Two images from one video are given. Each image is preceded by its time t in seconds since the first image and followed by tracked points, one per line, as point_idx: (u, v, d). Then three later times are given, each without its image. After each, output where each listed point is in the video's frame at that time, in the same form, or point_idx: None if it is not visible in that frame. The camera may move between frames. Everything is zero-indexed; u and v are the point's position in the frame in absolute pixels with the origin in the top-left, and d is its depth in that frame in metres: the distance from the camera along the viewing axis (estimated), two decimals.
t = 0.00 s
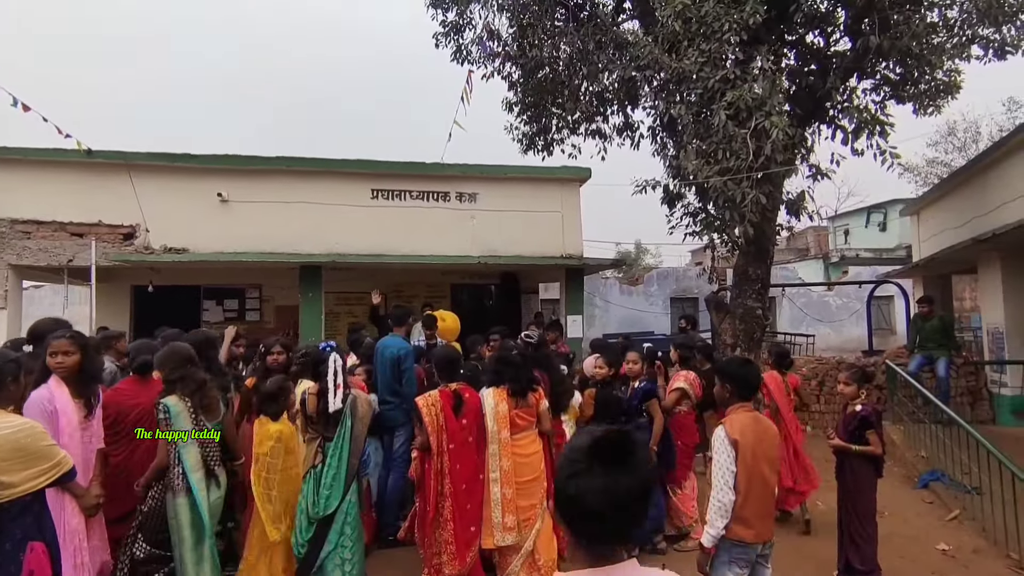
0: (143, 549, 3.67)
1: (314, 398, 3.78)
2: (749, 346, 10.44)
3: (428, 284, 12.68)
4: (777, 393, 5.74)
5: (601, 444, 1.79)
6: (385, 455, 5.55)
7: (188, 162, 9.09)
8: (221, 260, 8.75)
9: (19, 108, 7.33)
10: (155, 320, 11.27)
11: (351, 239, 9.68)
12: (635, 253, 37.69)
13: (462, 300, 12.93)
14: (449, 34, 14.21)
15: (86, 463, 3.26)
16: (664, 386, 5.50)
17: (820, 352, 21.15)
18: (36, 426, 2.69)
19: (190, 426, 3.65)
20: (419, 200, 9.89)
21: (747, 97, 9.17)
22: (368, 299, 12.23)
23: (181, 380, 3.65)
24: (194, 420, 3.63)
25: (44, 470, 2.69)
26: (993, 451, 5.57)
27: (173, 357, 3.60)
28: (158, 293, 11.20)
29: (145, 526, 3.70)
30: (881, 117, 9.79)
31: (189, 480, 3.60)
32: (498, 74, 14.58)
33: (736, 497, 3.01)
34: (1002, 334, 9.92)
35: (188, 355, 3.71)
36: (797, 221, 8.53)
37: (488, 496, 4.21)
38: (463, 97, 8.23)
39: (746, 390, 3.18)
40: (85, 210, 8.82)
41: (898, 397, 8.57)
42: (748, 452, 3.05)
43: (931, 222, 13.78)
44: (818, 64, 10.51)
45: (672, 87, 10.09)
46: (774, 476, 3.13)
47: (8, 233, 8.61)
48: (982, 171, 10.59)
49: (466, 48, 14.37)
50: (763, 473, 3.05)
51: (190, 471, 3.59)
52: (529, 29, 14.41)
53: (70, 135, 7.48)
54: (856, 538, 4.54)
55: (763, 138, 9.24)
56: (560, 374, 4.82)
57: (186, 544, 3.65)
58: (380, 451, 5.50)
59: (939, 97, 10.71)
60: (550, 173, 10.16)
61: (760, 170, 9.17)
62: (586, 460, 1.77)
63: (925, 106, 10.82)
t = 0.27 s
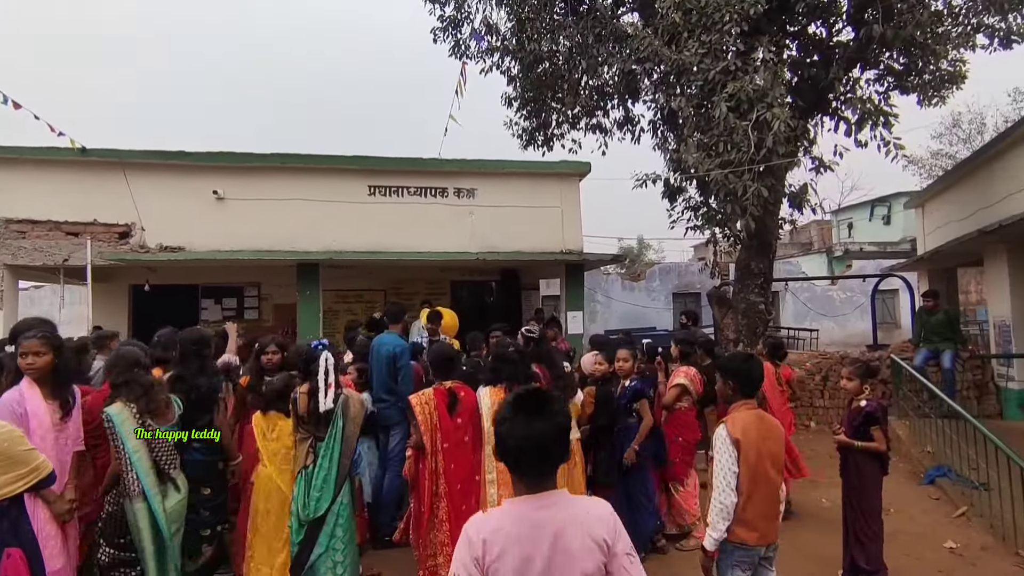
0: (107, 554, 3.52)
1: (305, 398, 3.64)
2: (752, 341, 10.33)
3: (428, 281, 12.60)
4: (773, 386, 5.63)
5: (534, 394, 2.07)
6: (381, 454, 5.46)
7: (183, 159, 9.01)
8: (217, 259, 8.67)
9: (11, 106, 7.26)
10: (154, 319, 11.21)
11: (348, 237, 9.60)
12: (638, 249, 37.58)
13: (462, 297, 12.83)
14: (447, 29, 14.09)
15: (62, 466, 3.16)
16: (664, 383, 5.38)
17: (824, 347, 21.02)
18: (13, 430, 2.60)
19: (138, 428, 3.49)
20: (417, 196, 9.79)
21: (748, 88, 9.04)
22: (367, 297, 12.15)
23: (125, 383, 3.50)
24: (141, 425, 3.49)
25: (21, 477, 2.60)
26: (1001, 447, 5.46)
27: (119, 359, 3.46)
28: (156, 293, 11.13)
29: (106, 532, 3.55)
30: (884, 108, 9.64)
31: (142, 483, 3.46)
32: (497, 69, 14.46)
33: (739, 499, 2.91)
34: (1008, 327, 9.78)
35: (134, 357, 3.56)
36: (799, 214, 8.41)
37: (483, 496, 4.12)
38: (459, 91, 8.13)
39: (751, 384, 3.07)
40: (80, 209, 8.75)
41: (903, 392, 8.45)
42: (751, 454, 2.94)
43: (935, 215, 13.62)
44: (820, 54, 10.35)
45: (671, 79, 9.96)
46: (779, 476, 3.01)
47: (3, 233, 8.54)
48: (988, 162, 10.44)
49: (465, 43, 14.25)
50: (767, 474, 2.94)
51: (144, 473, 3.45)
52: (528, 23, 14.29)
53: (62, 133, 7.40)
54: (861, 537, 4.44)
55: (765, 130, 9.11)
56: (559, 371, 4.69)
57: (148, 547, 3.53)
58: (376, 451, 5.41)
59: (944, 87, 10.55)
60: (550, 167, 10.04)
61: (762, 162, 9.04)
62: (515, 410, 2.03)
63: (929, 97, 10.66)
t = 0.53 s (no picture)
0: (73, 558, 3.25)
1: (298, 398, 3.50)
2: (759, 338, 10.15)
3: (430, 280, 12.50)
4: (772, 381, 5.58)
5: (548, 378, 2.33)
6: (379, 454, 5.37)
7: (183, 158, 8.95)
8: (217, 258, 8.61)
9: (8, 106, 7.22)
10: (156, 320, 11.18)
11: (349, 235, 9.52)
12: (644, 246, 37.32)
13: (465, 295, 12.74)
14: (449, 25, 13.99)
15: (39, 469, 3.13)
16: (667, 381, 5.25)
17: (832, 344, 20.78)
18: None
19: (94, 423, 3.26)
20: (418, 193, 9.70)
21: (753, 81, 8.89)
22: (370, 296, 12.08)
23: (88, 379, 3.32)
24: (97, 420, 3.26)
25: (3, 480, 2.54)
26: (1016, 446, 5.29)
27: (81, 355, 3.30)
28: (158, 293, 11.10)
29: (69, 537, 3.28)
30: (893, 100, 9.45)
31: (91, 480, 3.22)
32: (499, 65, 14.35)
33: (733, 507, 2.79)
34: (1022, 323, 9.56)
35: (103, 352, 3.39)
36: (807, 208, 8.25)
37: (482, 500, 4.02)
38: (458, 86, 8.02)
39: (740, 384, 2.88)
40: (80, 209, 8.72)
41: (914, 389, 8.27)
42: (742, 459, 2.79)
43: (946, 209, 13.40)
44: (826, 47, 10.17)
45: (675, 73, 9.83)
46: (779, 481, 2.83)
47: (3, 234, 8.51)
48: (999, 155, 10.23)
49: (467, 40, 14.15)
50: (760, 480, 2.78)
51: (92, 469, 3.20)
52: (531, 19, 14.18)
53: (60, 133, 7.35)
54: (870, 539, 4.30)
55: (771, 123, 8.95)
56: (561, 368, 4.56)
57: (104, 551, 3.25)
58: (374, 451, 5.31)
59: (954, 79, 10.35)
60: (552, 163, 9.93)
61: (768, 156, 8.87)
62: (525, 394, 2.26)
63: (939, 89, 10.45)
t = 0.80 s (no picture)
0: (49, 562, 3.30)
1: (288, 401, 3.45)
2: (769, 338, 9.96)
3: (436, 280, 12.41)
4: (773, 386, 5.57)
5: (560, 361, 2.78)
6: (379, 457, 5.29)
7: (186, 159, 8.92)
8: (220, 259, 8.57)
9: (10, 107, 7.21)
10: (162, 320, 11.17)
11: (353, 235, 9.44)
12: (653, 246, 37.03)
13: (471, 296, 12.64)
14: (454, 24, 13.89)
15: (16, 480, 3.04)
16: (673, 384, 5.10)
17: (845, 344, 20.46)
18: None
19: (74, 430, 3.27)
20: (421, 193, 9.61)
21: (762, 77, 8.70)
22: (375, 296, 12.01)
23: (79, 384, 3.29)
24: (76, 428, 3.28)
25: None
26: None
27: (74, 360, 3.26)
28: (164, 294, 11.10)
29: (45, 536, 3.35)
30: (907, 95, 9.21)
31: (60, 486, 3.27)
32: (505, 64, 14.24)
33: (716, 519, 2.57)
34: None
35: (93, 355, 3.34)
36: (818, 206, 8.05)
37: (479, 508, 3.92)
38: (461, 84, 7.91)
39: (735, 389, 2.62)
40: (84, 211, 8.71)
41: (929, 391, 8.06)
42: (726, 469, 2.53)
43: (961, 206, 13.10)
44: (838, 41, 9.93)
45: (683, 69, 9.66)
46: (773, 496, 2.53)
47: (8, 236, 8.51)
48: (1017, 151, 9.95)
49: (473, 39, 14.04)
50: (746, 493, 2.51)
51: (61, 477, 3.25)
52: (536, 16, 14.05)
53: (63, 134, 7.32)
54: (886, 550, 4.13)
55: (780, 119, 8.76)
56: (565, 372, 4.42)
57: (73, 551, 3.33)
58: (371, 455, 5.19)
59: (969, 73, 10.09)
60: (557, 162, 9.79)
61: (778, 153, 8.68)
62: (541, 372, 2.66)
63: (955, 84, 10.19)
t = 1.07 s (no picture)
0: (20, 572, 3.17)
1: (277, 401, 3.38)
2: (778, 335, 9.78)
3: (440, 277, 12.32)
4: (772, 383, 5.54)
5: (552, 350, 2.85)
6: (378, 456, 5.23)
7: (188, 156, 8.87)
8: (222, 256, 8.51)
9: (9, 104, 7.17)
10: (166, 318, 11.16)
11: (355, 232, 9.36)
12: (662, 242, 36.74)
13: (476, 292, 12.54)
14: (458, 18, 13.76)
15: None
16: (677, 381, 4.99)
17: (857, 341, 20.17)
18: None
19: (37, 434, 3.20)
20: (424, 189, 9.50)
21: (771, 68, 8.50)
22: (380, 293, 11.94)
23: (53, 384, 3.22)
24: (40, 432, 3.21)
25: None
26: None
27: (52, 357, 3.23)
28: (168, 291, 11.09)
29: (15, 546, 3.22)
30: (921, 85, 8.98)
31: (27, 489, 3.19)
32: (510, 58, 14.10)
33: (704, 525, 2.49)
34: None
35: (69, 356, 3.31)
36: (828, 200, 7.86)
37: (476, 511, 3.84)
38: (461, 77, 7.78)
39: (728, 390, 2.51)
40: (86, 208, 8.68)
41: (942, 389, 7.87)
42: (712, 475, 2.42)
43: (976, 200, 12.82)
44: (849, 32, 9.65)
45: (689, 62, 9.49)
46: (763, 505, 2.39)
47: (11, 234, 8.51)
48: None
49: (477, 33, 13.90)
50: (734, 500, 2.40)
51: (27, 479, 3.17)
52: (541, 10, 13.89)
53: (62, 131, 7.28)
54: (898, 555, 3.99)
55: (789, 111, 8.57)
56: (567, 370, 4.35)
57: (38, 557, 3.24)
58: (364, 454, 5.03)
59: (985, 63, 9.82)
60: (561, 157, 9.66)
61: (786, 145, 8.51)
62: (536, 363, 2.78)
63: (970, 75, 9.92)
